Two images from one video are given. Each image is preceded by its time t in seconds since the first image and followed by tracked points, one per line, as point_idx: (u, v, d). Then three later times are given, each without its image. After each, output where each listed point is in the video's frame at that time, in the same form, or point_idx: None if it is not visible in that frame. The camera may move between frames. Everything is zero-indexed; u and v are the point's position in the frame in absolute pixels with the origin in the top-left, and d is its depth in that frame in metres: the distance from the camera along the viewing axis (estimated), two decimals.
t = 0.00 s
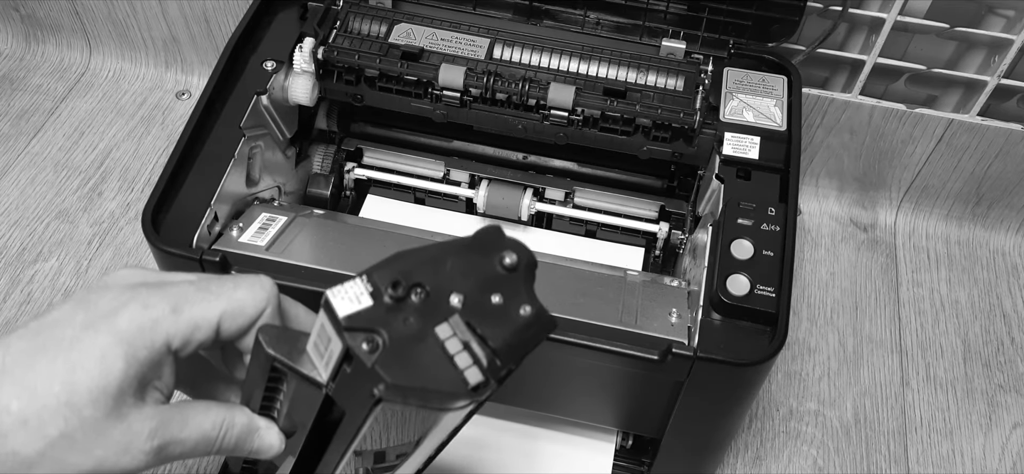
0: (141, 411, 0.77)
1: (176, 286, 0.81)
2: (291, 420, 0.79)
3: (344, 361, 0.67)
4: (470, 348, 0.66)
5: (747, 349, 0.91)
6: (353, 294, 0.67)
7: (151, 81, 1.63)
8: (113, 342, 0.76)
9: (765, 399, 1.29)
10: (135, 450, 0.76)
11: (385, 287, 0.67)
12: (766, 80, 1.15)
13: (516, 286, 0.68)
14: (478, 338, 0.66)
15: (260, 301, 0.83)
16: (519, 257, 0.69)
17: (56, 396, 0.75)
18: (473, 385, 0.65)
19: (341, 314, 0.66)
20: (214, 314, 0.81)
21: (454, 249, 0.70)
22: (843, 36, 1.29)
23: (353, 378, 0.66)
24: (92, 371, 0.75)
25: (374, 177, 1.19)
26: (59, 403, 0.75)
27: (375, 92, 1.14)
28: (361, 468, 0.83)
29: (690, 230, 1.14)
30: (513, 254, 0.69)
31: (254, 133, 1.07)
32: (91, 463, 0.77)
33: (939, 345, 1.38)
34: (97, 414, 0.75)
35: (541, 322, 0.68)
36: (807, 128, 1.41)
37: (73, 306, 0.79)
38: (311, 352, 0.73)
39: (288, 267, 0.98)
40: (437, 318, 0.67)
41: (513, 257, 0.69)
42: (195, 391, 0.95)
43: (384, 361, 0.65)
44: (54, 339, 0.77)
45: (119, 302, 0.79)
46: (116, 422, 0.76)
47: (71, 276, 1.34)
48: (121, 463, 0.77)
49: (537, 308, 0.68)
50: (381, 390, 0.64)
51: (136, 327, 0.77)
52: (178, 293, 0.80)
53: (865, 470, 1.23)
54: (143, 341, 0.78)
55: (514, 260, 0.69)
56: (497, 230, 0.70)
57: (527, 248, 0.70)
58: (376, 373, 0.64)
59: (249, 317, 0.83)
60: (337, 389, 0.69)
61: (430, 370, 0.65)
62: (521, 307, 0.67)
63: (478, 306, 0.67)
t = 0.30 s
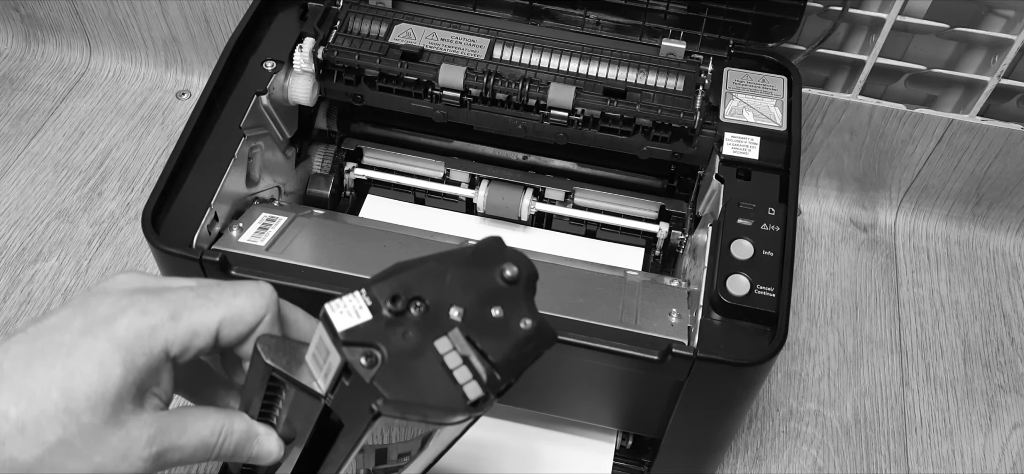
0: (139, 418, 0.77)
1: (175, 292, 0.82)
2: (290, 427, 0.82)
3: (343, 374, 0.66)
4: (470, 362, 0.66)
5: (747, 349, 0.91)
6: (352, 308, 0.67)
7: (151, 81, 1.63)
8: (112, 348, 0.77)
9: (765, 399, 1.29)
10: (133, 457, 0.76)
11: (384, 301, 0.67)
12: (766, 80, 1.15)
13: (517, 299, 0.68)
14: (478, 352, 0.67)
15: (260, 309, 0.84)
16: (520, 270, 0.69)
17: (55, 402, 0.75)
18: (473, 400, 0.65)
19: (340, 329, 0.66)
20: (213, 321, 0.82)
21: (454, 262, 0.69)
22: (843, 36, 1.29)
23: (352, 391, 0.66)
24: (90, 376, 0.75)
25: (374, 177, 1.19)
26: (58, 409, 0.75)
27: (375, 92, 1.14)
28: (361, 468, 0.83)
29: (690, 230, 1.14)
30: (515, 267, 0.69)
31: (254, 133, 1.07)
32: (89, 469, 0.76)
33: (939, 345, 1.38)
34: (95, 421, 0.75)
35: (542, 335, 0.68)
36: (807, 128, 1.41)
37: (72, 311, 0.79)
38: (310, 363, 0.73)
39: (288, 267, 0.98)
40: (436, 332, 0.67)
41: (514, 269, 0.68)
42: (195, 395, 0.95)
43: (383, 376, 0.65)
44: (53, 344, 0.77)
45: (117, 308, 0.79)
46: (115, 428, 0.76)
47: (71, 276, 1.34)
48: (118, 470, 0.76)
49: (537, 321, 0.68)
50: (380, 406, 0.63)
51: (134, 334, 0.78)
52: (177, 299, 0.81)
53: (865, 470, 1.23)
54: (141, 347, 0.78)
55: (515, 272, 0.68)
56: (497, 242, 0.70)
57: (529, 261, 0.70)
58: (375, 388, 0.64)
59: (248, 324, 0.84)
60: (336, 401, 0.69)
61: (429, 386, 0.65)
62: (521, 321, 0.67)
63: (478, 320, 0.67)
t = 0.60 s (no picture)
0: (139, 418, 0.77)
1: (176, 292, 0.82)
2: (291, 427, 0.82)
3: (344, 374, 0.66)
4: (470, 362, 0.66)
5: (747, 349, 0.91)
6: (353, 308, 0.67)
7: (151, 81, 1.63)
8: (112, 349, 0.77)
9: (765, 399, 1.29)
10: (134, 457, 0.76)
11: (385, 301, 0.67)
12: (766, 80, 1.14)
13: (518, 300, 0.68)
14: (479, 352, 0.66)
15: (260, 309, 0.84)
16: (521, 270, 0.69)
17: (55, 403, 0.75)
18: (473, 400, 0.65)
19: (341, 329, 0.65)
20: (213, 321, 0.82)
21: (455, 263, 0.69)
22: (843, 36, 1.29)
23: (353, 392, 0.66)
24: (90, 377, 0.75)
25: (374, 177, 1.19)
26: (58, 410, 0.75)
27: (375, 92, 1.14)
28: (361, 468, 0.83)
29: (690, 230, 1.14)
30: (516, 267, 0.69)
31: (254, 133, 1.07)
32: (90, 469, 0.76)
33: (939, 345, 1.38)
34: (95, 421, 0.75)
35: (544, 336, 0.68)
36: (807, 128, 1.41)
37: (72, 312, 0.79)
38: (311, 363, 0.73)
39: (288, 267, 0.98)
40: (438, 332, 0.67)
41: (515, 270, 0.68)
42: (195, 395, 0.95)
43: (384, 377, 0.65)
44: (52, 345, 0.77)
45: (118, 309, 0.79)
46: (116, 429, 0.76)
47: (71, 276, 1.34)
48: (119, 470, 0.76)
49: (538, 322, 0.68)
50: (381, 406, 0.64)
51: (134, 335, 0.78)
52: (178, 300, 0.81)
53: (865, 470, 1.23)
54: (141, 348, 0.78)
55: (516, 273, 0.69)
56: (498, 242, 0.70)
57: (530, 261, 0.70)
58: (376, 388, 0.64)
59: (249, 324, 0.84)
60: (337, 401, 0.69)
61: (430, 387, 0.65)
62: (522, 321, 0.67)
63: (479, 320, 0.67)
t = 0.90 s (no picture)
0: (140, 417, 0.77)
1: (176, 291, 0.82)
2: (291, 426, 0.81)
3: (344, 371, 0.66)
4: (470, 359, 0.66)
5: (747, 349, 0.91)
6: (353, 305, 0.66)
7: (151, 81, 1.63)
8: (112, 348, 0.77)
9: (765, 399, 1.29)
10: (134, 456, 0.76)
11: (385, 299, 0.67)
12: (766, 80, 1.14)
13: (518, 297, 0.68)
14: (479, 349, 0.66)
15: (260, 308, 0.84)
16: (520, 267, 0.69)
17: (55, 402, 0.75)
18: (473, 397, 0.65)
19: (341, 326, 0.65)
20: (213, 320, 0.82)
21: (454, 261, 0.69)
22: (843, 36, 1.29)
23: (354, 389, 0.66)
24: (91, 376, 0.75)
25: (374, 177, 1.19)
26: (58, 409, 0.75)
27: (375, 92, 1.14)
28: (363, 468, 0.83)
29: (690, 230, 1.14)
30: (515, 264, 0.69)
31: (254, 133, 1.07)
32: (89, 469, 0.76)
33: (939, 345, 1.38)
34: (96, 420, 0.75)
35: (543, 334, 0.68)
36: (807, 128, 1.41)
37: (72, 311, 0.80)
38: (311, 361, 0.73)
39: (288, 267, 0.98)
40: (437, 329, 0.67)
41: (514, 267, 0.68)
42: (195, 395, 0.96)
43: (384, 373, 0.65)
44: (53, 344, 0.77)
45: (117, 307, 0.79)
46: (116, 428, 0.76)
47: (71, 276, 1.34)
48: (119, 469, 0.76)
49: (538, 319, 0.68)
50: (382, 402, 0.63)
51: (134, 334, 0.78)
52: (178, 298, 0.81)
53: (865, 470, 1.23)
54: (141, 347, 0.78)
55: (515, 270, 0.68)
56: (498, 241, 0.71)
57: (529, 259, 0.70)
58: (376, 385, 0.64)
59: (249, 323, 0.84)
60: (337, 399, 0.69)
61: (430, 384, 0.65)
62: (522, 318, 0.67)
63: (479, 317, 0.67)
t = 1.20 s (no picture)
0: (134, 416, 0.75)
1: (170, 288, 0.80)
2: (287, 426, 0.79)
3: (341, 368, 0.64)
4: (470, 355, 0.63)
5: (748, 351, 0.89)
6: (350, 301, 0.64)
7: (147, 79, 1.61)
8: (106, 346, 0.75)
9: (770, 402, 1.27)
10: (129, 455, 0.73)
11: (382, 293, 0.65)
12: (771, 77, 1.12)
13: (517, 293, 0.66)
14: (478, 345, 0.64)
15: (256, 305, 0.83)
16: (520, 262, 0.67)
17: (49, 400, 0.72)
18: (473, 393, 0.62)
19: (337, 321, 0.63)
20: (208, 317, 0.81)
21: (452, 256, 0.67)
22: (848, 34, 1.27)
23: (351, 386, 0.64)
24: (85, 374, 0.73)
25: (372, 177, 1.18)
26: (53, 407, 0.72)
27: (373, 90, 1.12)
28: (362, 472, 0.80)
29: (694, 230, 1.12)
30: (514, 259, 0.67)
31: (250, 131, 1.05)
32: (85, 469, 0.73)
33: (946, 347, 1.36)
34: (91, 419, 0.72)
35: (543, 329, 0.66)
36: (812, 127, 1.39)
37: (66, 308, 0.77)
38: (308, 358, 0.71)
39: (283, 268, 0.95)
40: (436, 325, 0.64)
41: (514, 262, 0.67)
42: (189, 395, 0.94)
43: (381, 369, 0.62)
44: (47, 340, 0.75)
45: (111, 304, 0.78)
46: (110, 427, 0.73)
47: (65, 277, 1.32)
48: (116, 470, 0.73)
49: (538, 314, 0.66)
50: (381, 399, 0.61)
51: (129, 331, 0.76)
52: (173, 295, 0.80)
53: None
54: (135, 345, 0.76)
55: (514, 265, 0.67)
56: (496, 236, 0.69)
57: (529, 254, 0.68)
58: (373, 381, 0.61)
59: (244, 321, 0.82)
60: (335, 398, 0.67)
61: (428, 380, 0.62)
62: (522, 313, 0.65)
63: (478, 312, 0.65)
